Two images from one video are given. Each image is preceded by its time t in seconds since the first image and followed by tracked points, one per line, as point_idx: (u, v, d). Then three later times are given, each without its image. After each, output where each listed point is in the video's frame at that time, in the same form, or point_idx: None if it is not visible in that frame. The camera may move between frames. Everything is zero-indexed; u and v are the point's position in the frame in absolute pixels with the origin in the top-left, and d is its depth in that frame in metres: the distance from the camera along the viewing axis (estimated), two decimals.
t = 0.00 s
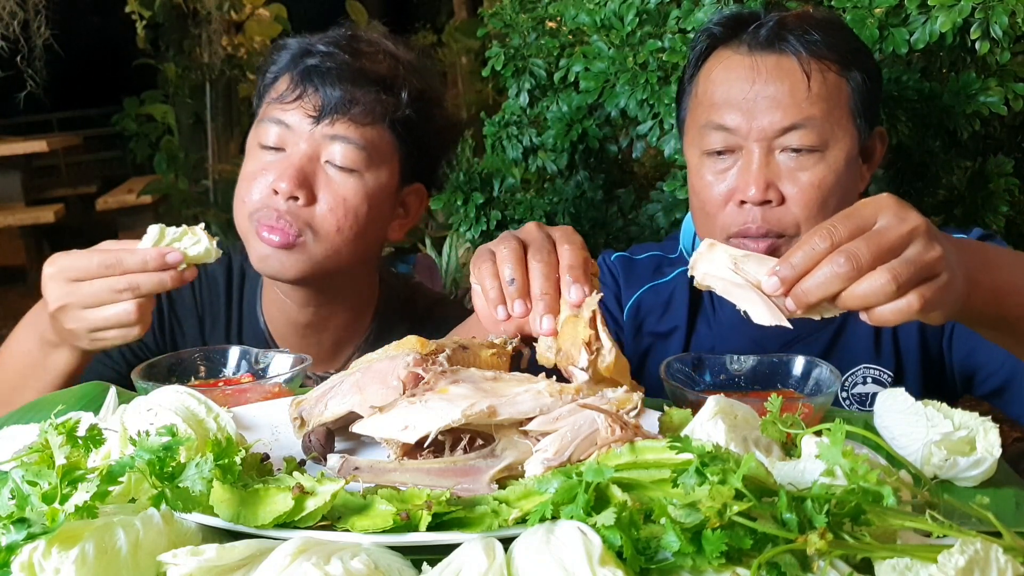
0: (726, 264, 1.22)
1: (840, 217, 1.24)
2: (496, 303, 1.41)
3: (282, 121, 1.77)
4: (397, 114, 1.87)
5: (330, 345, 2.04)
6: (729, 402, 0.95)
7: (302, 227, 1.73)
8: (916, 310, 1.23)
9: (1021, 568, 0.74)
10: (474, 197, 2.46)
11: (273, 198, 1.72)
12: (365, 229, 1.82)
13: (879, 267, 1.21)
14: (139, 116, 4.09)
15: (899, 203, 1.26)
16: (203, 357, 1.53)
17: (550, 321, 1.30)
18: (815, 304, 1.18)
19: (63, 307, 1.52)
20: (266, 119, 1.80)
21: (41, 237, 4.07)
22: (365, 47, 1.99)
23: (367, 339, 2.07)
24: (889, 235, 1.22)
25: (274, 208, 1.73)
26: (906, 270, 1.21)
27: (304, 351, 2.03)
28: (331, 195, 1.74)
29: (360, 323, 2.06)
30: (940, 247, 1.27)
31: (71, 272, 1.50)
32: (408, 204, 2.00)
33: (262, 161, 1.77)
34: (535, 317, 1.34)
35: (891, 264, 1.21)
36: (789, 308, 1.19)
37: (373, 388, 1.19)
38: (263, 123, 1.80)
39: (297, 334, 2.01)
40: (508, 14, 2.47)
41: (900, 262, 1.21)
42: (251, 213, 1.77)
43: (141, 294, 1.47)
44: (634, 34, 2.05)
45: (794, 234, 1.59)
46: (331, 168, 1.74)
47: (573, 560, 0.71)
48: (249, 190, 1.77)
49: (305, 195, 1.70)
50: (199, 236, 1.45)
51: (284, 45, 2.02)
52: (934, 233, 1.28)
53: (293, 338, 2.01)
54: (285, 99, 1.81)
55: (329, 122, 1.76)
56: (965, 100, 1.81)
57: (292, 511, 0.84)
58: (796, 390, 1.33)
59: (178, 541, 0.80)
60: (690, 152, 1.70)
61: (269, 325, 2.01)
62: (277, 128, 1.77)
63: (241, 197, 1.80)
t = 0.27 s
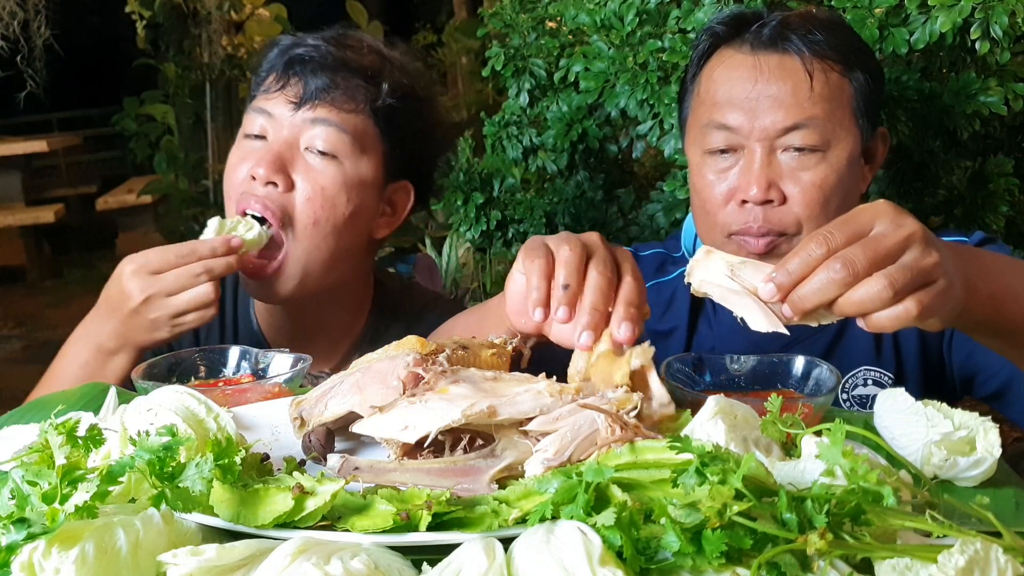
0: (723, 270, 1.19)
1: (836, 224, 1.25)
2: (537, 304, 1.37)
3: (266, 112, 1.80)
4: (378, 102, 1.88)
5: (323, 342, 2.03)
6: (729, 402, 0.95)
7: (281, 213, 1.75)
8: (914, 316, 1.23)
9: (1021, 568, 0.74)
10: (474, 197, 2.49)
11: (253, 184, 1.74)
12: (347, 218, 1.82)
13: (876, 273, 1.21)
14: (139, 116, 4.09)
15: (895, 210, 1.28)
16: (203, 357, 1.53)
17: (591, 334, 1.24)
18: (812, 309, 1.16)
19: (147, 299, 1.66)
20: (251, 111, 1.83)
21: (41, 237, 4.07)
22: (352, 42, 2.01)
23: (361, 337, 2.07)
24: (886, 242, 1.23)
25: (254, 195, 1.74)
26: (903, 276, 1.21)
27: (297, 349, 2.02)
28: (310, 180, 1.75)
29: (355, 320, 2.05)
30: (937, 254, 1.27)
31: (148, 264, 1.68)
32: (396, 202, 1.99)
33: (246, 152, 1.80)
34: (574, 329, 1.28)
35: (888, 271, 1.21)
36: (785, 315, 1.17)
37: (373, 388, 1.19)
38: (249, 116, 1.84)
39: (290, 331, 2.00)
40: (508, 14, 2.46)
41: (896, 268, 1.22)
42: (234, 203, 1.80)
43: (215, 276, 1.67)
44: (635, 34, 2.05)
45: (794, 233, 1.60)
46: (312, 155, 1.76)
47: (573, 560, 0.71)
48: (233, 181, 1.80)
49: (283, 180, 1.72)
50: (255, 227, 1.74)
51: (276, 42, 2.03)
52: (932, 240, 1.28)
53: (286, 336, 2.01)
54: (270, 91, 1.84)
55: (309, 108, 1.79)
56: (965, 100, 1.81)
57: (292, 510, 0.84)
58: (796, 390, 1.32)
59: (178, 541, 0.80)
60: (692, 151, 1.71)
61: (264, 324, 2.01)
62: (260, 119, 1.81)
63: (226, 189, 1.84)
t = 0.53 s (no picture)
0: (715, 276, 1.25)
1: (829, 229, 1.23)
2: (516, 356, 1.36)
3: (242, 120, 1.81)
4: (357, 97, 1.85)
5: (324, 337, 2.03)
6: (729, 402, 0.95)
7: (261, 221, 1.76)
8: (906, 322, 1.22)
9: (1021, 568, 0.74)
10: (474, 197, 2.48)
11: (231, 194, 1.76)
12: (328, 221, 1.81)
13: (867, 278, 1.20)
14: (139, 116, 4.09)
15: (888, 215, 1.26)
16: (204, 357, 1.53)
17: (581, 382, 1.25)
18: (803, 315, 1.17)
19: (172, 273, 1.69)
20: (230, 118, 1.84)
21: (41, 237, 4.07)
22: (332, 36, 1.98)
23: (364, 330, 2.07)
24: (877, 247, 1.22)
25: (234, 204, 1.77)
26: (894, 281, 1.20)
27: (298, 345, 2.03)
28: (285, 186, 1.74)
29: (356, 314, 2.04)
30: (929, 259, 1.26)
31: (177, 241, 1.72)
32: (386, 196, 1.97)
33: (227, 159, 1.81)
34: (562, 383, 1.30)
35: (879, 275, 1.20)
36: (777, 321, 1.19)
37: (373, 388, 1.19)
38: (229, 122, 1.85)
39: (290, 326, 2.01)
40: (508, 14, 2.46)
41: (888, 273, 1.21)
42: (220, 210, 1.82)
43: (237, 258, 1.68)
44: (635, 34, 2.05)
45: (796, 232, 1.60)
46: (286, 161, 1.75)
47: (573, 560, 0.71)
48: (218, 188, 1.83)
49: (257, 189, 1.73)
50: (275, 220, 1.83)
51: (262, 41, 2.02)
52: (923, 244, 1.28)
53: (287, 332, 2.02)
54: (247, 97, 1.84)
55: (281, 114, 1.77)
56: (965, 100, 1.81)
57: (292, 511, 0.84)
58: (796, 389, 1.33)
59: (178, 541, 0.80)
60: (695, 150, 1.72)
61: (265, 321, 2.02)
62: (239, 124, 1.81)
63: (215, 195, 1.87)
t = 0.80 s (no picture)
0: (693, 250, 1.26)
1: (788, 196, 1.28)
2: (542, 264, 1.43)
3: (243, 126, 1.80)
4: (357, 96, 1.85)
5: (331, 330, 2.04)
6: (729, 402, 0.95)
7: (268, 226, 1.76)
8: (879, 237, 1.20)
9: (1021, 568, 0.74)
10: (474, 197, 2.48)
11: (237, 201, 1.75)
12: (335, 220, 1.81)
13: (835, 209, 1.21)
14: (139, 116, 4.09)
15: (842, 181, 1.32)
16: (204, 357, 1.53)
17: (612, 268, 1.34)
18: (782, 259, 1.17)
19: (146, 282, 1.67)
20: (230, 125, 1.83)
21: (41, 237, 4.07)
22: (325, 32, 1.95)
23: (370, 319, 2.06)
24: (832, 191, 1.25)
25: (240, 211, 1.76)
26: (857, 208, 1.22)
27: (306, 340, 2.04)
28: (291, 190, 1.74)
29: (362, 306, 2.05)
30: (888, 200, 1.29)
31: (150, 251, 1.70)
32: (388, 187, 1.98)
33: (231, 165, 1.81)
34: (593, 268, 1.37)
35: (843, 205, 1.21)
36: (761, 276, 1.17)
37: (373, 388, 1.19)
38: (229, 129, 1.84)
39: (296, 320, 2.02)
40: (508, 14, 2.46)
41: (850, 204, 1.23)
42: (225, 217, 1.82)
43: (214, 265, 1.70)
44: (635, 34, 2.05)
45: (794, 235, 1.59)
46: (291, 165, 1.76)
47: (573, 560, 0.71)
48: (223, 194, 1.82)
49: (264, 195, 1.73)
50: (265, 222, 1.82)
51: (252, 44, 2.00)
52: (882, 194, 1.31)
53: (294, 325, 2.03)
54: (245, 103, 1.83)
55: (282, 121, 1.78)
56: (965, 100, 1.81)
57: (292, 510, 0.84)
58: (796, 390, 1.33)
59: (178, 541, 0.80)
60: (692, 153, 1.70)
61: (272, 315, 2.04)
62: (241, 130, 1.81)
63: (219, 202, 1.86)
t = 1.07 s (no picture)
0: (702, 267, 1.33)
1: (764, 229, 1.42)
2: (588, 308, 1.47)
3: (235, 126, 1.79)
4: (349, 91, 1.84)
5: (332, 323, 2.03)
6: (729, 402, 0.95)
7: (267, 223, 1.76)
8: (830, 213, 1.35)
9: (1021, 568, 0.74)
10: (474, 197, 2.45)
11: (233, 199, 1.75)
12: (331, 214, 1.81)
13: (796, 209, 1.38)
14: (139, 116, 4.09)
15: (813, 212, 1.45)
16: (204, 357, 1.53)
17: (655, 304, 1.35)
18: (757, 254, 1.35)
19: (147, 279, 1.69)
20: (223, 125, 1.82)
21: (41, 237, 4.07)
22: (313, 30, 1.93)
23: (370, 310, 2.06)
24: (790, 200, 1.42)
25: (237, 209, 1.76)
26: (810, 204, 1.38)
27: (307, 334, 2.04)
28: (287, 186, 1.74)
29: (362, 298, 2.05)
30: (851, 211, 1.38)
31: (151, 248, 1.73)
32: (382, 179, 1.97)
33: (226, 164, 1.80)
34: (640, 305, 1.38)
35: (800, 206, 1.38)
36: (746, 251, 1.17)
37: (373, 388, 1.19)
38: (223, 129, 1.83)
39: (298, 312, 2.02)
40: (508, 14, 2.46)
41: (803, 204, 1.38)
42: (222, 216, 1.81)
43: (213, 258, 1.72)
44: (634, 34, 2.05)
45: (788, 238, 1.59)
46: (287, 162, 1.75)
47: (574, 560, 0.71)
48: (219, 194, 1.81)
49: (261, 192, 1.73)
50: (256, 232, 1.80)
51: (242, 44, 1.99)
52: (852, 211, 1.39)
53: (295, 319, 2.02)
54: (235, 104, 1.82)
55: (275, 117, 1.77)
56: (965, 100, 1.81)
57: (292, 510, 0.84)
58: (796, 390, 1.33)
59: (178, 541, 0.80)
60: (686, 158, 1.69)
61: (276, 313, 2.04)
62: (235, 129, 1.80)
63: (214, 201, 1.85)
